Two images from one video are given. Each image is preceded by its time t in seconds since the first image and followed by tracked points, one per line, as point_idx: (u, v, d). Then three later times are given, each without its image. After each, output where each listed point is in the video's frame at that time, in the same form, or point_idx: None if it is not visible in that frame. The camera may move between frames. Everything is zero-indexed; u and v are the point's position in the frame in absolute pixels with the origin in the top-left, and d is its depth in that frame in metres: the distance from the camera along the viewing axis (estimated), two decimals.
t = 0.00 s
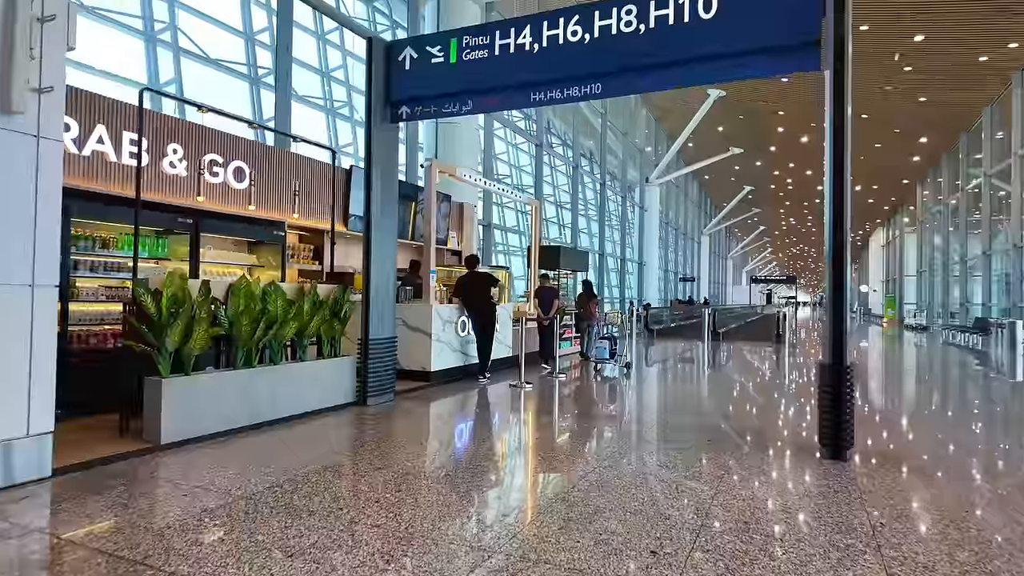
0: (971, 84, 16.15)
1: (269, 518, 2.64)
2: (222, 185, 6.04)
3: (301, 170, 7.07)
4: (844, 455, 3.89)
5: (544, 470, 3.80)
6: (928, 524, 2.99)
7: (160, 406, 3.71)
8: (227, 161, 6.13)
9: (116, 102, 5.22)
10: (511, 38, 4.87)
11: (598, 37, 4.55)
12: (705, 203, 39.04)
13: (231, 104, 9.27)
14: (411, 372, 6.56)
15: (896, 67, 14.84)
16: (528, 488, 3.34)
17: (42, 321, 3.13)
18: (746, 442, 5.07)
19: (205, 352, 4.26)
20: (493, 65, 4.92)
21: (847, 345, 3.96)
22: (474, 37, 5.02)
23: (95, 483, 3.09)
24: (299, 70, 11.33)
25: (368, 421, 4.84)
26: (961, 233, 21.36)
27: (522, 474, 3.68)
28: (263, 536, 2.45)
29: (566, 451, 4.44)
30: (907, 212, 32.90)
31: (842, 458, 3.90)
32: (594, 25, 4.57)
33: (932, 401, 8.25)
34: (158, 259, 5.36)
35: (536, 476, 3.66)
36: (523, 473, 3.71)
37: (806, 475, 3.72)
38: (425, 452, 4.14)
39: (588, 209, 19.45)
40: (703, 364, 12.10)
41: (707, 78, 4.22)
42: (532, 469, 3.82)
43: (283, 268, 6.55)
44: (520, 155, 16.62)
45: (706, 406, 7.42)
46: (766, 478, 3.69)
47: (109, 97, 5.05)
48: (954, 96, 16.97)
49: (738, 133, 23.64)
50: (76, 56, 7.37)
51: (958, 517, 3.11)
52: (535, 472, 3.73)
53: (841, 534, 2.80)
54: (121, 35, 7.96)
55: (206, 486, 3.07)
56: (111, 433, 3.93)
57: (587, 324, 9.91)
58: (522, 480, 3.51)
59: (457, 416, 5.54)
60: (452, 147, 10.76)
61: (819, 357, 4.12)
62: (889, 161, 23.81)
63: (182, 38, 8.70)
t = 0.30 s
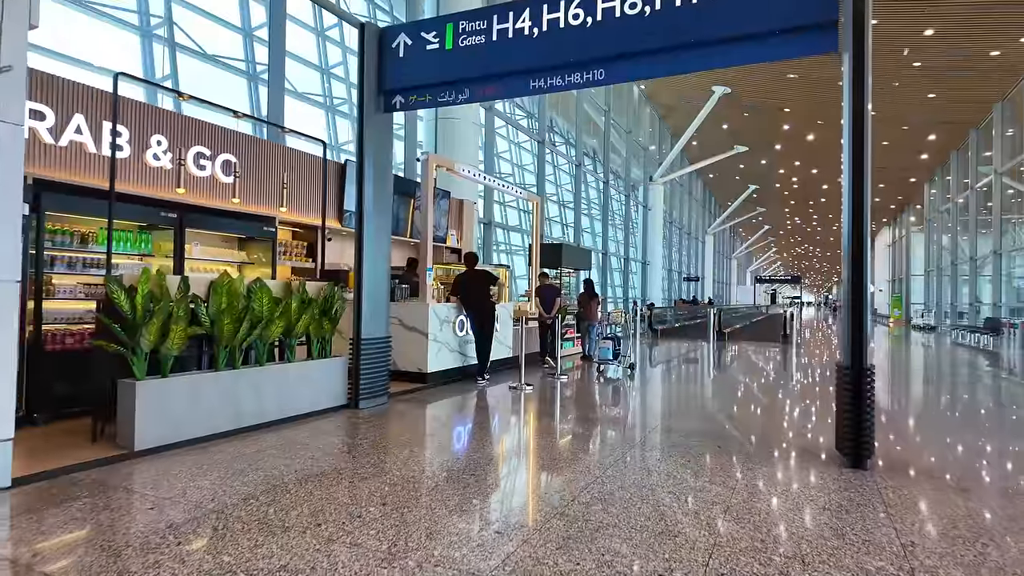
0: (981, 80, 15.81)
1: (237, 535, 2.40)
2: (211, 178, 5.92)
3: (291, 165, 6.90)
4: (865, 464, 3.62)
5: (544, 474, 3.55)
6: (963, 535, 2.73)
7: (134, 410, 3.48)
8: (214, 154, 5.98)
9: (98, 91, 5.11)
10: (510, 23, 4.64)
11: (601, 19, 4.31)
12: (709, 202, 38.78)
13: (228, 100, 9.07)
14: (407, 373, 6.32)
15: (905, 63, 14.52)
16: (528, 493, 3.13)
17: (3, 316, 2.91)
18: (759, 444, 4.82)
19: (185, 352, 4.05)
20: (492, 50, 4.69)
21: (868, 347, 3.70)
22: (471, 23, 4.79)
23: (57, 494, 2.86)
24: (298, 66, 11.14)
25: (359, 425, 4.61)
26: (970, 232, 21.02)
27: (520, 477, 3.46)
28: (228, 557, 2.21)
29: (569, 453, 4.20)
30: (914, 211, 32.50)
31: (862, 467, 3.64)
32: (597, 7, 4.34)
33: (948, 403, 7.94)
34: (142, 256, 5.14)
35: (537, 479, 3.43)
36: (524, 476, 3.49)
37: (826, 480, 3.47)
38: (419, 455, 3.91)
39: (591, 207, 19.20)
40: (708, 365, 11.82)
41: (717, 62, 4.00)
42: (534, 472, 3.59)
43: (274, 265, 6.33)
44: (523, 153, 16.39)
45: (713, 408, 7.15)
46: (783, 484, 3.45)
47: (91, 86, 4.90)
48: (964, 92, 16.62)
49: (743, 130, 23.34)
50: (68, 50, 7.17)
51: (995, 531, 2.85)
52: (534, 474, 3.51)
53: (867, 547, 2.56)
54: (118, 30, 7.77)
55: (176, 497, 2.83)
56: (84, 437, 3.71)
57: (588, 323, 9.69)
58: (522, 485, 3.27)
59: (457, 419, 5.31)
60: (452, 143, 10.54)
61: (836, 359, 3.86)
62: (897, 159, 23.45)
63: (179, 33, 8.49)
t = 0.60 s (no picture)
0: (987, 78, 15.51)
1: (191, 566, 2.19)
2: (192, 177, 5.71)
3: (276, 162, 6.67)
4: (876, 479, 3.39)
5: (538, 488, 3.33)
6: (985, 562, 2.51)
7: (98, 422, 3.28)
8: (196, 152, 5.79)
9: (69, 86, 4.92)
10: (501, 13, 4.43)
11: (596, 9, 4.11)
12: (711, 202, 38.56)
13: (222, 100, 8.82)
14: (398, 378, 6.10)
15: (909, 61, 14.24)
16: (523, 501, 3.09)
17: None
18: (764, 452, 4.59)
19: (159, 359, 3.86)
20: (482, 43, 4.48)
21: (879, 355, 3.46)
22: (461, 15, 4.59)
23: (10, 514, 2.67)
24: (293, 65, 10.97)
25: (343, 435, 4.39)
26: (975, 232, 20.76)
27: (516, 487, 3.34)
28: None
29: (564, 464, 3.98)
30: (919, 210, 32.19)
31: (874, 482, 3.41)
32: None
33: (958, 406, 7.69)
34: (119, 258, 5.03)
35: (529, 495, 3.20)
36: (518, 491, 3.27)
37: (836, 497, 3.24)
38: (407, 467, 3.69)
39: (592, 207, 18.98)
40: (710, 366, 11.62)
41: (719, 54, 3.80)
42: (529, 486, 3.38)
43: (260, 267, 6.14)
44: (523, 153, 16.19)
45: (714, 412, 6.94)
46: (791, 499, 3.24)
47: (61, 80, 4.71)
48: (969, 90, 16.33)
49: (745, 129, 23.10)
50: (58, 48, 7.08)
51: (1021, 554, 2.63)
52: (532, 487, 3.36)
53: None
54: (108, 27, 7.67)
55: (135, 519, 2.63)
56: (49, 451, 3.50)
57: (587, 326, 9.47)
58: (513, 503, 3.06)
59: (452, 426, 5.11)
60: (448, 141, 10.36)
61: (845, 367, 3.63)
62: (901, 158, 23.17)
63: (172, 31, 8.31)
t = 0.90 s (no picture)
0: (991, 73, 15.25)
1: None
2: (170, 169, 5.54)
3: (257, 154, 6.47)
4: (887, 487, 3.15)
5: (531, 497, 3.12)
6: None
7: (56, 425, 3.07)
8: (174, 144, 5.59)
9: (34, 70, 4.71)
10: None
11: None
12: (711, 202, 38.34)
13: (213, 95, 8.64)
14: (386, 378, 5.87)
15: (912, 56, 13.99)
16: (518, 511, 2.86)
17: None
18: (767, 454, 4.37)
19: (126, 357, 3.66)
20: (470, 25, 4.27)
21: (890, 355, 3.23)
22: None
23: None
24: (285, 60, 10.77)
25: (324, 438, 4.16)
26: (978, 231, 20.53)
27: (512, 495, 3.13)
28: None
29: (555, 469, 3.74)
30: (920, 209, 31.94)
31: (884, 489, 3.18)
32: None
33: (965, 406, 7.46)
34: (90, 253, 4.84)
35: (522, 504, 2.98)
36: (512, 500, 3.04)
37: (844, 507, 3.01)
38: (394, 473, 3.47)
39: (590, 206, 18.76)
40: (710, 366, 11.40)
41: (720, 34, 3.58)
42: (525, 494, 3.15)
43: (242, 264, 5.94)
44: (521, 151, 15.98)
45: (714, 413, 6.72)
46: (800, 508, 3.00)
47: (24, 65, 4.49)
48: (972, 86, 16.08)
49: (745, 127, 22.86)
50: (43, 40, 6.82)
51: None
52: (527, 495, 3.15)
53: None
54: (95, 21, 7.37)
55: (82, 532, 2.41)
56: (6, 456, 3.29)
57: (583, 325, 9.25)
58: (505, 512, 2.84)
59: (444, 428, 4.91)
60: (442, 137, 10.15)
61: (853, 368, 3.40)
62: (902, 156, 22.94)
63: (162, 25, 8.09)
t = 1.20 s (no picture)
0: (995, 70, 15.01)
1: None
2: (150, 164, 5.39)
3: (241, 149, 6.30)
4: (897, 500, 2.95)
5: (527, 504, 2.96)
6: None
7: (11, 433, 2.88)
8: (153, 138, 5.42)
9: None
10: None
11: None
12: (713, 200, 38.06)
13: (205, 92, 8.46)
14: (375, 381, 5.68)
15: (915, 52, 13.76)
16: (512, 527, 2.62)
17: None
18: (771, 460, 4.15)
19: (94, 360, 3.48)
20: (457, 12, 4.08)
21: (900, 358, 3.03)
22: None
23: None
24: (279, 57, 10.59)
25: (304, 444, 3.96)
26: (982, 229, 20.28)
27: (507, 501, 2.99)
28: None
29: (545, 477, 3.55)
30: (923, 207, 31.68)
31: (895, 502, 2.98)
32: None
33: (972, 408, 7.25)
34: (64, 251, 4.78)
35: (512, 519, 2.73)
36: (504, 513, 2.81)
37: (851, 522, 2.80)
38: (378, 481, 3.23)
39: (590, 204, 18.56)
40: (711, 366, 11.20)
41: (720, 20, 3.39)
42: (522, 506, 2.93)
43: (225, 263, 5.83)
44: (521, 150, 15.79)
45: (714, 415, 6.53)
46: (806, 521, 2.80)
47: None
48: (977, 83, 15.83)
49: (746, 124, 22.64)
50: (27, 34, 6.51)
51: None
52: (522, 500, 3.01)
53: None
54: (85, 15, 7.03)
55: (27, 551, 2.24)
56: None
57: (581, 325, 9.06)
58: (492, 530, 2.59)
59: (435, 433, 4.70)
60: (437, 133, 9.95)
61: (859, 371, 3.21)
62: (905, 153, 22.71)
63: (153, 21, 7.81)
